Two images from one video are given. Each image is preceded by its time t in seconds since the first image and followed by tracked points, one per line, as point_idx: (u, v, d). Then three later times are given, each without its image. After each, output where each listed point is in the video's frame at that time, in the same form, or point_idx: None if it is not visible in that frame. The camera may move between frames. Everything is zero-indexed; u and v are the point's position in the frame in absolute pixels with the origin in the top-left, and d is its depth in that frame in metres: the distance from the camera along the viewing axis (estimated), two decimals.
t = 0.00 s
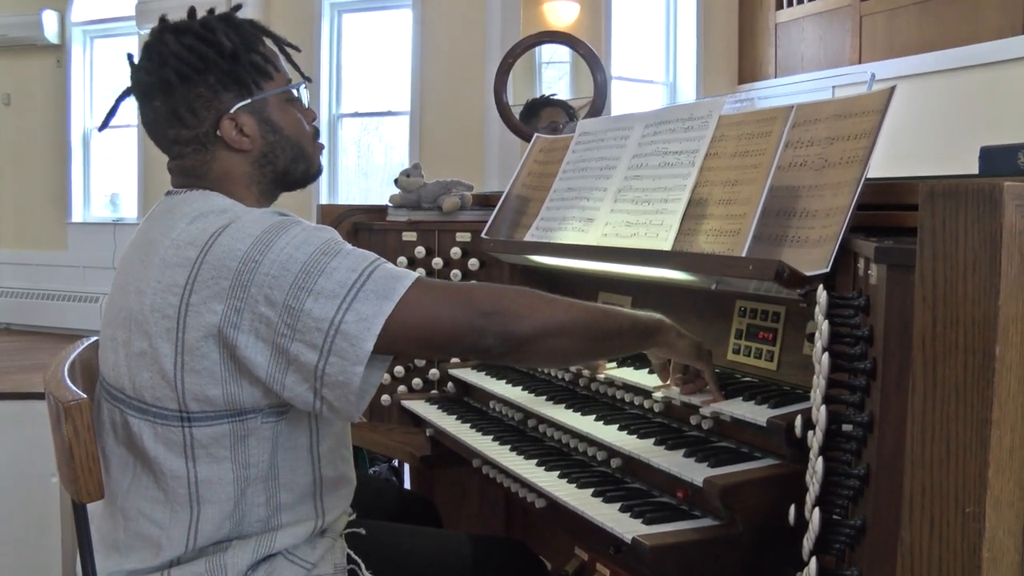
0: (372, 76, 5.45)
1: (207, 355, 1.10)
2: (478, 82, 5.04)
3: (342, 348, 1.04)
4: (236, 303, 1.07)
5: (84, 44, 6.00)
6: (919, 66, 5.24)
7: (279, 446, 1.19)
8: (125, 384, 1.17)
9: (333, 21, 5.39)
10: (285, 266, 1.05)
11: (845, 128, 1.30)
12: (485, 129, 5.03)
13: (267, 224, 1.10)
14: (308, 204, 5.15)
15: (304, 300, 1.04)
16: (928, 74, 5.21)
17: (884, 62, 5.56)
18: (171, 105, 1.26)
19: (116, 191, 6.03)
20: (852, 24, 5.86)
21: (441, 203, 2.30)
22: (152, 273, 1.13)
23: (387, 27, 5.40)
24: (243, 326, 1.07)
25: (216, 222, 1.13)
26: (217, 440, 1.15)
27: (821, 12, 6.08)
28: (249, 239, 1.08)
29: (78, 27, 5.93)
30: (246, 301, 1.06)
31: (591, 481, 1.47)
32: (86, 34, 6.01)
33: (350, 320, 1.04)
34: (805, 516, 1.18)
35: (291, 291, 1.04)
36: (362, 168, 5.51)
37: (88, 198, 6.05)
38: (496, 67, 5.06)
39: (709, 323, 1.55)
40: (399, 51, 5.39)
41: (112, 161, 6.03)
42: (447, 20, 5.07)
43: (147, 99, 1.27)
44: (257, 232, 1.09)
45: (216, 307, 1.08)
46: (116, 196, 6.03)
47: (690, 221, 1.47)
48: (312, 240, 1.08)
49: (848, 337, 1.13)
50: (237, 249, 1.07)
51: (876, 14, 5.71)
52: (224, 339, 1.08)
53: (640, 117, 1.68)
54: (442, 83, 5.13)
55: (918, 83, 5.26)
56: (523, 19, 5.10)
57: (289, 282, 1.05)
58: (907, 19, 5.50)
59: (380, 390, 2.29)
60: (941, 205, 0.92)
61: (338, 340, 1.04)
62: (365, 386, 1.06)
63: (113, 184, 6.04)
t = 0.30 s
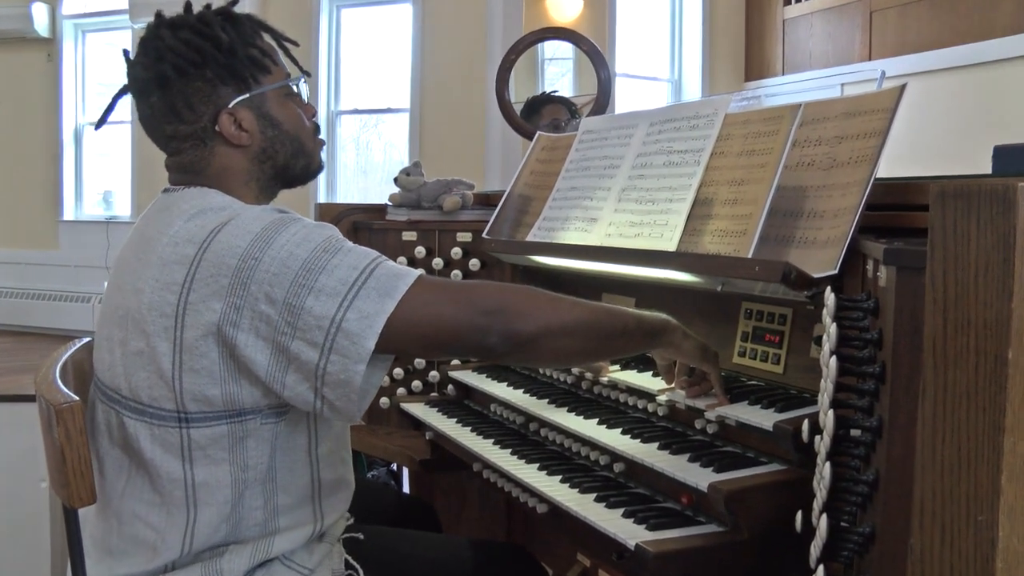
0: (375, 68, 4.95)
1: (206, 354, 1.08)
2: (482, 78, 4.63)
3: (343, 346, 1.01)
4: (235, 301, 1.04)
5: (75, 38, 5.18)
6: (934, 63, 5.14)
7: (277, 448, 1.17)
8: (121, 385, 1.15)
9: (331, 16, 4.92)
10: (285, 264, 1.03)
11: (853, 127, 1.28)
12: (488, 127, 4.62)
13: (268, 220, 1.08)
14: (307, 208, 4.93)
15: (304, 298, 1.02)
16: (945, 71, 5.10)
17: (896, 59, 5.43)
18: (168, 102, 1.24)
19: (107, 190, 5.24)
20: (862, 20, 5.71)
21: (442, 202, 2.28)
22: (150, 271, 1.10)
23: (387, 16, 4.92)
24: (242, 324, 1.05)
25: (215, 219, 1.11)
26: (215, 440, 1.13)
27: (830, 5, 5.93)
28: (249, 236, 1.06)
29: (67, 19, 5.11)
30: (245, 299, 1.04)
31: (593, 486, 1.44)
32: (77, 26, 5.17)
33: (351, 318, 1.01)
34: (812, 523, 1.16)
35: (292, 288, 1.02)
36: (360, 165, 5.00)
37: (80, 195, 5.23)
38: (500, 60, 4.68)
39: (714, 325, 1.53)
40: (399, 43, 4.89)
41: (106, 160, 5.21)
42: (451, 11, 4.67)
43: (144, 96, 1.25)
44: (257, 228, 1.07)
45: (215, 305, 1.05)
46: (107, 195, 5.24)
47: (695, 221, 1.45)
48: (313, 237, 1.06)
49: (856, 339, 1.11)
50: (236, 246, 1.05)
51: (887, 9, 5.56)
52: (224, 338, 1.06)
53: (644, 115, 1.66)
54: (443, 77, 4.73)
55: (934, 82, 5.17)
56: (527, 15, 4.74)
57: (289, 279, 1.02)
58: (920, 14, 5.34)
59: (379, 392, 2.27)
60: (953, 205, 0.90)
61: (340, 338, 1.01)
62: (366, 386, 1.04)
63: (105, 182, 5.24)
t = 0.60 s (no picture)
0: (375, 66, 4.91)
1: (202, 356, 1.06)
2: (482, 76, 4.60)
3: (343, 349, 1.00)
4: (233, 302, 1.02)
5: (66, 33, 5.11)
6: (939, 61, 4.75)
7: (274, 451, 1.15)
8: (114, 387, 1.13)
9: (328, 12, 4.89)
10: (284, 265, 1.01)
11: (859, 125, 1.25)
12: (488, 125, 4.59)
13: (267, 221, 1.06)
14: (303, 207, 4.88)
15: (304, 300, 1.00)
16: (950, 68, 4.71)
17: (902, 56, 5.06)
18: (174, 98, 1.22)
19: (101, 186, 5.17)
20: (870, 15, 5.34)
21: (441, 201, 2.26)
22: (145, 272, 1.08)
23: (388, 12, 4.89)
24: (239, 326, 1.03)
25: (212, 219, 1.09)
26: (209, 444, 1.10)
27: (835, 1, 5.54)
28: (248, 237, 1.04)
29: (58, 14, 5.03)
30: (243, 301, 1.02)
31: (594, 490, 1.42)
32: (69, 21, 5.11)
33: (351, 321, 0.99)
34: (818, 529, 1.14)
35: (291, 290, 1.00)
36: (358, 163, 4.95)
37: (72, 193, 5.17)
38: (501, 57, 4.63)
39: (717, 328, 1.51)
40: (399, 39, 4.86)
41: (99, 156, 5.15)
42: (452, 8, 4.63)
43: (150, 91, 1.24)
44: (256, 228, 1.04)
45: (212, 306, 1.03)
46: (101, 192, 5.16)
47: (698, 222, 1.43)
48: (313, 238, 1.03)
49: (862, 342, 1.09)
50: (235, 247, 1.03)
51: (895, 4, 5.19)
52: (221, 340, 1.04)
53: (646, 113, 1.63)
54: (443, 75, 4.69)
55: (940, 80, 4.77)
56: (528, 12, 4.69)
57: (288, 281, 1.00)
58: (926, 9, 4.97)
59: (377, 394, 2.25)
60: (962, 206, 0.87)
61: (340, 341, 0.99)
62: (365, 389, 1.02)
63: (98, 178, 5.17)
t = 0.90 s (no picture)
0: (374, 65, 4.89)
1: (198, 358, 1.05)
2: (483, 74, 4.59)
3: (341, 353, 0.99)
4: (230, 305, 1.02)
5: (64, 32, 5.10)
6: (941, 58, 4.73)
7: (271, 454, 1.14)
8: (109, 388, 1.12)
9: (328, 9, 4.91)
10: (282, 268, 1.00)
11: (861, 123, 1.25)
12: (489, 124, 4.58)
13: (266, 223, 1.05)
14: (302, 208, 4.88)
15: (302, 303, 0.99)
16: (952, 65, 4.69)
17: (904, 54, 5.04)
18: (189, 92, 1.23)
19: (100, 185, 5.17)
20: (872, 12, 5.33)
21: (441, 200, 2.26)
22: (143, 273, 1.08)
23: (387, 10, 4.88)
24: (237, 329, 1.02)
25: (211, 222, 1.08)
26: (205, 447, 1.10)
27: None
28: (246, 239, 1.03)
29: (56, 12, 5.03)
30: (241, 304, 1.01)
31: (595, 490, 1.42)
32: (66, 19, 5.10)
33: (350, 325, 0.99)
34: (819, 529, 1.14)
35: (290, 293, 1.00)
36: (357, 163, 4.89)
37: (71, 192, 5.18)
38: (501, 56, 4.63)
39: (718, 327, 1.50)
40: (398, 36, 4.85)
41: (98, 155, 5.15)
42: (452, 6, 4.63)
43: (168, 83, 1.25)
44: (255, 231, 1.04)
45: (210, 309, 1.03)
46: (99, 191, 5.17)
47: (700, 220, 1.42)
48: (312, 241, 1.03)
49: (863, 341, 1.08)
50: (233, 250, 1.03)
51: (898, 1, 5.17)
52: (217, 343, 1.03)
53: (647, 111, 1.62)
54: (443, 74, 4.68)
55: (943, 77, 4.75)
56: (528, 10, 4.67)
57: (287, 284, 1.00)
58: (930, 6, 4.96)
59: (377, 394, 2.24)
60: (964, 204, 0.87)
61: (338, 345, 0.99)
62: (363, 393, 1.01)
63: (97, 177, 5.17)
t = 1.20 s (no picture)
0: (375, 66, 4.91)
1: (199, 362, 1.06)
2: (483, 76, 4.59)
3: (345, 357, 1.00)
4: (234, 309, 1.02)
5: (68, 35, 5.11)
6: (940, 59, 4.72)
7: (273, 457, 1.15)
8: (110, 390, 1.13)
9: (330, 11, 4.90)
10: (287, 272, 1.01)
11: (861, 124, 1.25)
12: (489, 126, 4.58)
13: (269, 228, 1.06)
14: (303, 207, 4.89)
15: (306, 307, 1.00)
16: (950, 66, 4.68)
17: (904, 55, 5.04)
18: (213, 93, 1.26)
19: (103, 188, 5.14)
20: (872, 14, 5.34)
21: (442, 201, 2.26)
22: (146, 276, 1.08)
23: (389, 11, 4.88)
24: (240, 333, 1.02)
25: (215, 226, 1.09)
26: (206, 450, 1.10)
27: None
28: (250, 243, 1.04)
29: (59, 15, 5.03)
30: (244, 307, 1.02)
31: (596, 491, 1.42)
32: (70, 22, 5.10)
33: (354, 329, 1.00)
34: (820, 529, 1.14)
35: (294, 298, 1.00)
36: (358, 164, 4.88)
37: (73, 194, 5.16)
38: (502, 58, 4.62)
39: (720, 327, 1.50)
40: (400, 39, 4.86)
41: (100, 158, 5.12)
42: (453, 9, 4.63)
43: (197, 81, 1.28)
44: (259, 235, 1.04)
45: (213, 312, 1.03)
46: (102, 193, 5.14)
47: (700, 221, 1.42)
48: (315, 245, 1.03)
49: (864, 342, 1.08)
50: (237, 254, 1.03)
51: (897, 3, 5.18)
52: (219, 346, 1.04)
53: (648, 113, 1.63)
54: (443, 75, 4.69)
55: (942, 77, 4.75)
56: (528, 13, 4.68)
57: (291, 289, 1.00)
58: (930, 7, 4.96)
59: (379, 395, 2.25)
60: (965, 205, 0.87)
61: (342, 349, 1.00)
62: (366, 397, 1.02)
63: (100, 179, 5.14)
